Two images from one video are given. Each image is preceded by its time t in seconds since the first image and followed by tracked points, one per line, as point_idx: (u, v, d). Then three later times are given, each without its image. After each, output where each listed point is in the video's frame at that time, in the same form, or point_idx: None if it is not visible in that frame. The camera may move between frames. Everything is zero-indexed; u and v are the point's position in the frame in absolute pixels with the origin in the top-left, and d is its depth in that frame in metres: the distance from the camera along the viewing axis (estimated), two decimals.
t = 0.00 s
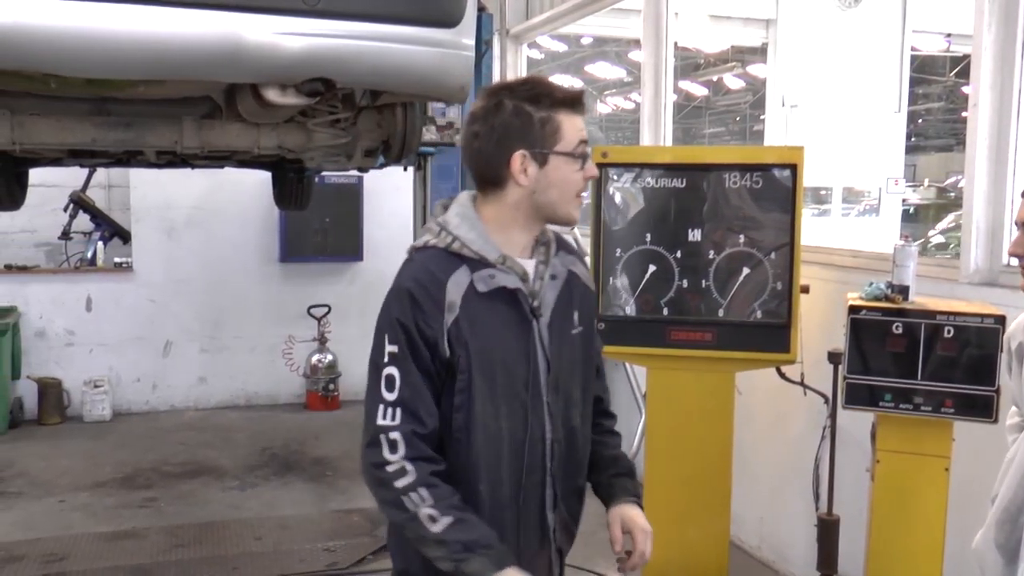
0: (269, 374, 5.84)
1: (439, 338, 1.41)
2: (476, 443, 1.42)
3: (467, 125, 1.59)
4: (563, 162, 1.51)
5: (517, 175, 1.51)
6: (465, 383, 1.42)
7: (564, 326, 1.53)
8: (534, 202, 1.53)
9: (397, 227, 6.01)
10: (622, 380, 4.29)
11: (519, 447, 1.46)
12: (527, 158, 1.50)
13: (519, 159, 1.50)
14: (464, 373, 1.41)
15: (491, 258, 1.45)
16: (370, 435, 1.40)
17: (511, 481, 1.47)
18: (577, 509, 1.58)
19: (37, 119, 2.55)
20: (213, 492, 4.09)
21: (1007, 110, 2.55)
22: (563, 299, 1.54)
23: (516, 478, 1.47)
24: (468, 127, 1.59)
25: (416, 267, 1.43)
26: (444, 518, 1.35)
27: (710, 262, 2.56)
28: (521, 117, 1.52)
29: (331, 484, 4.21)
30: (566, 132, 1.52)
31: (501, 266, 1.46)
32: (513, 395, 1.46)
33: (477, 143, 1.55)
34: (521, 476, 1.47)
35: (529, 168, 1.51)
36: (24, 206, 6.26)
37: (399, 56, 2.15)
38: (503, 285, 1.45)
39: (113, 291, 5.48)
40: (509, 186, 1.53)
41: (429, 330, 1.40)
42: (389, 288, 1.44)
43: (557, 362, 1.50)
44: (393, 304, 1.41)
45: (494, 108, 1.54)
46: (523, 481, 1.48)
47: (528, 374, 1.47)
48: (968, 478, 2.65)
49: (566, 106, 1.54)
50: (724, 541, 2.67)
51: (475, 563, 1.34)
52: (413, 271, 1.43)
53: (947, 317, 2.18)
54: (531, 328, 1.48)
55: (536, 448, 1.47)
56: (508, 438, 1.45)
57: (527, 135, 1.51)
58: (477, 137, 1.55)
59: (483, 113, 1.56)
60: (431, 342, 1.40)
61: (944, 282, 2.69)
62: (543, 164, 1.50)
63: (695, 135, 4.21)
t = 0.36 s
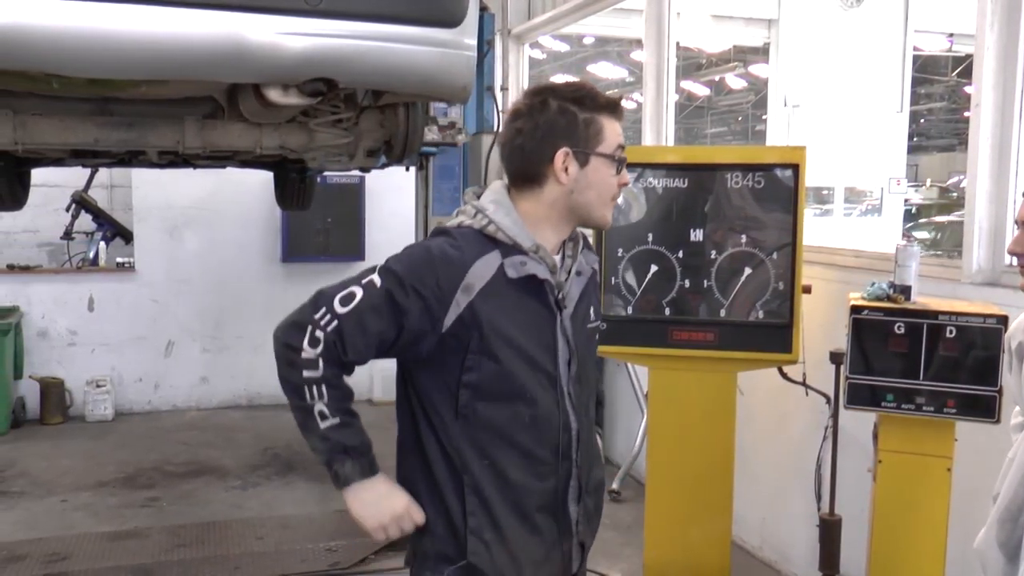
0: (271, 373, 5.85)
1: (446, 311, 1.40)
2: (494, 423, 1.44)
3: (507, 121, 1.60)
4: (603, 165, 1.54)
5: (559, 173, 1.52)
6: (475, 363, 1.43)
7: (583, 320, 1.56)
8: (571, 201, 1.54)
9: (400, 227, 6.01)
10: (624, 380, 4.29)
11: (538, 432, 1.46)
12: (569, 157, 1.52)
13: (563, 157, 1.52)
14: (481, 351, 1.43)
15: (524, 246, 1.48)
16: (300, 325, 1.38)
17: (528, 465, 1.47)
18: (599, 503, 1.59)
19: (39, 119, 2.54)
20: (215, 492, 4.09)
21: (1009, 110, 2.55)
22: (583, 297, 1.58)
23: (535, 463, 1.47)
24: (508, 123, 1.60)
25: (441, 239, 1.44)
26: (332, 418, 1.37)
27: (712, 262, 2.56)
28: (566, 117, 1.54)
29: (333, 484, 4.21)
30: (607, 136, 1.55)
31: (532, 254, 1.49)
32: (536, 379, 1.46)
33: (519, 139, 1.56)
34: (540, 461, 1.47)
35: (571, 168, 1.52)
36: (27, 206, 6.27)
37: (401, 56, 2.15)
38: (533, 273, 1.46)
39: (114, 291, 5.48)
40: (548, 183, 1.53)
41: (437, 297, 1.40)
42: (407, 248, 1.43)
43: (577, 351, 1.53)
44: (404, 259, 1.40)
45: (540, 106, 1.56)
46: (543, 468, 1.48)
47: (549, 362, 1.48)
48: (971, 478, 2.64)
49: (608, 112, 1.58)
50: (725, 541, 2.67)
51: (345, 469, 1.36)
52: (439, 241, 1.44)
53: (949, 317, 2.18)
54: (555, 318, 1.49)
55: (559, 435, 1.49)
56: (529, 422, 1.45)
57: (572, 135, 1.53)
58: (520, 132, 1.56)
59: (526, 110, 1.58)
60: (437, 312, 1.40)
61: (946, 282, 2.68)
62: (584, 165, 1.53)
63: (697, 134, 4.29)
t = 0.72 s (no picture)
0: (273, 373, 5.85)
1: (446, 316, 1.42)
2: (492, 430, 1.43)
3: (502, 118, 1.59)
4: (598, 162, 1.54)
5: (555, 170, 1.52)
6: (474, 367, 1.43)
7: (580, 323, 1.55)
8: (566, 198, 1.54)
9: (402, 226, 6.02)
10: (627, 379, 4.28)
11: (534, 438, 1.46)
12: (566, 153, 1.52)
13: (560, 152, 1.52)
14: (478, 356, 1.43)
15: (517, 247, 1.48)
16: (309, 361, 1.40)
17: (524, 473, 1.46)
18: (598, 508, 1.59)
19: (42, 119, 2.55)
20: (217, 491, 4.09)
21: (1013, 110, 2.54)
22: (579, 298, 1.56)
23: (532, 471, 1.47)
24: (503, 120, 1.60)
25: (437, 242, 1.45)
26: (379, 431, 1.45)
27: (714, 262, 2.56)
28: (562, 114, 1.54)
29: (336, 484, 4.21)
30: (603, 133, 1.55)
31: (526, 258, 1.49)
32: (534, 384, 1.46)
33: (515, 135, 1.55)
34: (537, 468, 1.47)
35: (567, 164, 1.52)
36: (29, 206, 6.27)
37: (404, 56, 2.15)
38: (526, 276, 1.46)
39: (117, 291, 5.48)
40: (544, 179, 1.53)
41: (433, 303, 1.41)
42: (403, 256, 1.44)
43: (575, 355, 1.52)
44: (402, 267, 1.41)
45: (535, 102, 1.56)
46: (540, 476, 1.48)
47: (546, 367, 1.48)
48: (974, 478, 2.63)
49: (603, 108, 1.58)
50: (727, 541, 2.67)
51: (410, 462, 1.44)
52: (434, 245, 1.44)
53: (952, 317, 2.18)
54: (552, 322, 1.49)
55: (555, 441, 1.48)
56: (526, 428, 1.45)
57: (568, 132, 1.53)
58: (515, 128, 1.56)
59: (522, 105, 1.58)
60: (436, 316, 1.41)
61: (949, 282, 2.68)
62: (580, 161, 1.53)
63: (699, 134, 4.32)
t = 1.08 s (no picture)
0: (275, 373, 5.85)
1: (443, 325, 1.42)
2: (493, 437, 1.43)
3: (492, 119, 1.59)
4: (590, 160, 1.54)
5: (546, 170, 1.52)
6: (472, 375, 1.42)
7: (575, 324, 1.55)
8: (559, 197, 1.54)
9: (404, 227, 6.02)
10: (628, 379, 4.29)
11: (533, 443, 1.46)
12: (557, 153, 1.52)
13: (551, 152, 1.52)
14: (474, 363, 1.42)
15: (508, 252, 1.48)
16: (316, 385, 1.40)
17: (526, 479, 1.46)
18: (601, 509, 1.59)
19: (44, 119, 2.54)
20: (219, 491, 4.09)
21: (1015, 110, 2.54)
22: (573, 299, 1.56)
23: (533, 476, 1.47)
24: (493, 121, 1.60)
25: (430, 251, 1.45)
26: (393, 449, 1.44)
27: (716, 262, 2.56)
28: (552, 113, 1.54)
29: (337, 484, 4.22)
30: (592, 131, 1.55)
31: (518, 260, 1.48)
32: (531, 389, 1.46)
33: (506, 136, 1.55)
34: (537, 472, 1.47)
35: (559, 163, 1.52)
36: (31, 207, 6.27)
37: (406, 56, 2.15)
38: (520, 280, 1.46)
39: (119, 291, 5.49)
40: (537, 180, 1.53)
41: (429, 312, 1.41)
42: (395, 268, 1.44)
43: (571, 357, 1.52)
44: (397, 278, 1.41)
45: (524, 102, 1.56)
46: (541, 480, 1.48)
47: (542, 372, 1.47)
48: (976, 479, 2.63)
49: (592, 104, 1.58)
50: (728, 541, 2.67)
51: (425, 475, 1.44)
52: (425, 253, 1.45)
53: (954, 317, 2.17)
54: (547, 326, 1.49)
55: (554, 445, 1.48)
56: (525, 433, 1.46)
57: (558, 130, 1.53)
58: (505, 130, 1.56)
59: (511, 106, 1.58)
60: (433, 325, 1.41)
61: (951, 283, 2.68)
62: (572, 160, 1.53)
63: (702, 134, 4.38)
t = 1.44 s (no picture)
0: (271, 373, 5.85)
1: (487, 334, 1.34)
2: (530, 446, 1.37)
3: (525, 118, 1.46)
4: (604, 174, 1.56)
5: (580, 186, 1.49)
6: (510, 383, 1.36)
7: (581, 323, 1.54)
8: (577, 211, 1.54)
9: (400, 226, 6.02)
10: (624, 379, 4.29)
11: (560, 447, 1.43)
12: (592, 172, 1.50)
13: (588, 172, 1.49)
14: (514, 370, 1.35)
15: (539, 257, 1.44)
16: (359, 404, 1.29)
17: (554, 484, 1.42)
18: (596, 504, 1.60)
19: (41, 120, 2.54)
20: (215, 492, 4.09)
21: (1010, 110, 2.54)
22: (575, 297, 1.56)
23: (560, 480, 1.43)
24: (523, 119, 1.47)
25: (467, 258, 1.36)
26: (427, 462, 1.34)
27: (712, 262, 2.56)
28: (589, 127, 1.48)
29: (334, 484, 4.21)
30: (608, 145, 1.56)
31: (545, 265, 1.46)
32: (558, 391, 1.42)
33: (546, 144, 1.45)
34: (563, 476, 1.44)
35: (589, 181, 1.51)
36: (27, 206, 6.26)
37: (403, 57, 2.15)
38: (550, 284, 1.43)
39: (115, 291, 5.48)
40: (568, 196, 1.50)
41: (474, 322, 1.33)
42: (431, 273, 1.35)
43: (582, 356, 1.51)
44: (439, 288, 1.32)
45: (564, 109, 1.47)
46: (566, 483, 1.45)
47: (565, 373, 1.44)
48: (973, 477, 2.63)
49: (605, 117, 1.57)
50: (725, 543, 2.68)
51: (450, 485, 1.36)
52: (461, 259, 1.36)
53: (950, 317, 2.18)
54: (563, 325, 1.46)
55: (574, 445, 1.45)
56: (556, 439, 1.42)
57: (593, 145, 1.50)
58: (548, 136, 1.45)
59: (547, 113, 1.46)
60: (478, 335, 1.33)
61: (946, 283, 2.68)
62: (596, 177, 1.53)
63: (698, 134, 4.19)
